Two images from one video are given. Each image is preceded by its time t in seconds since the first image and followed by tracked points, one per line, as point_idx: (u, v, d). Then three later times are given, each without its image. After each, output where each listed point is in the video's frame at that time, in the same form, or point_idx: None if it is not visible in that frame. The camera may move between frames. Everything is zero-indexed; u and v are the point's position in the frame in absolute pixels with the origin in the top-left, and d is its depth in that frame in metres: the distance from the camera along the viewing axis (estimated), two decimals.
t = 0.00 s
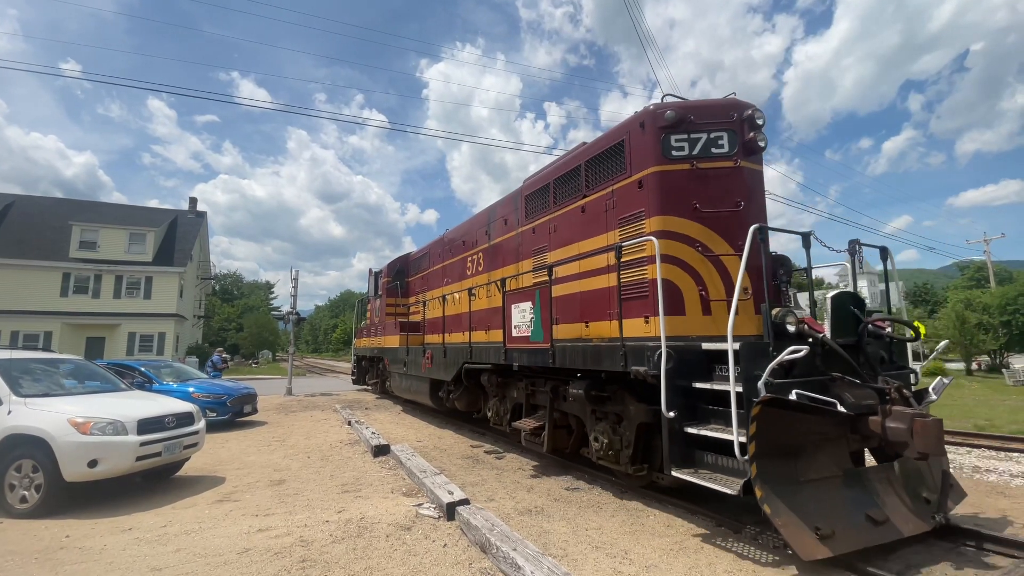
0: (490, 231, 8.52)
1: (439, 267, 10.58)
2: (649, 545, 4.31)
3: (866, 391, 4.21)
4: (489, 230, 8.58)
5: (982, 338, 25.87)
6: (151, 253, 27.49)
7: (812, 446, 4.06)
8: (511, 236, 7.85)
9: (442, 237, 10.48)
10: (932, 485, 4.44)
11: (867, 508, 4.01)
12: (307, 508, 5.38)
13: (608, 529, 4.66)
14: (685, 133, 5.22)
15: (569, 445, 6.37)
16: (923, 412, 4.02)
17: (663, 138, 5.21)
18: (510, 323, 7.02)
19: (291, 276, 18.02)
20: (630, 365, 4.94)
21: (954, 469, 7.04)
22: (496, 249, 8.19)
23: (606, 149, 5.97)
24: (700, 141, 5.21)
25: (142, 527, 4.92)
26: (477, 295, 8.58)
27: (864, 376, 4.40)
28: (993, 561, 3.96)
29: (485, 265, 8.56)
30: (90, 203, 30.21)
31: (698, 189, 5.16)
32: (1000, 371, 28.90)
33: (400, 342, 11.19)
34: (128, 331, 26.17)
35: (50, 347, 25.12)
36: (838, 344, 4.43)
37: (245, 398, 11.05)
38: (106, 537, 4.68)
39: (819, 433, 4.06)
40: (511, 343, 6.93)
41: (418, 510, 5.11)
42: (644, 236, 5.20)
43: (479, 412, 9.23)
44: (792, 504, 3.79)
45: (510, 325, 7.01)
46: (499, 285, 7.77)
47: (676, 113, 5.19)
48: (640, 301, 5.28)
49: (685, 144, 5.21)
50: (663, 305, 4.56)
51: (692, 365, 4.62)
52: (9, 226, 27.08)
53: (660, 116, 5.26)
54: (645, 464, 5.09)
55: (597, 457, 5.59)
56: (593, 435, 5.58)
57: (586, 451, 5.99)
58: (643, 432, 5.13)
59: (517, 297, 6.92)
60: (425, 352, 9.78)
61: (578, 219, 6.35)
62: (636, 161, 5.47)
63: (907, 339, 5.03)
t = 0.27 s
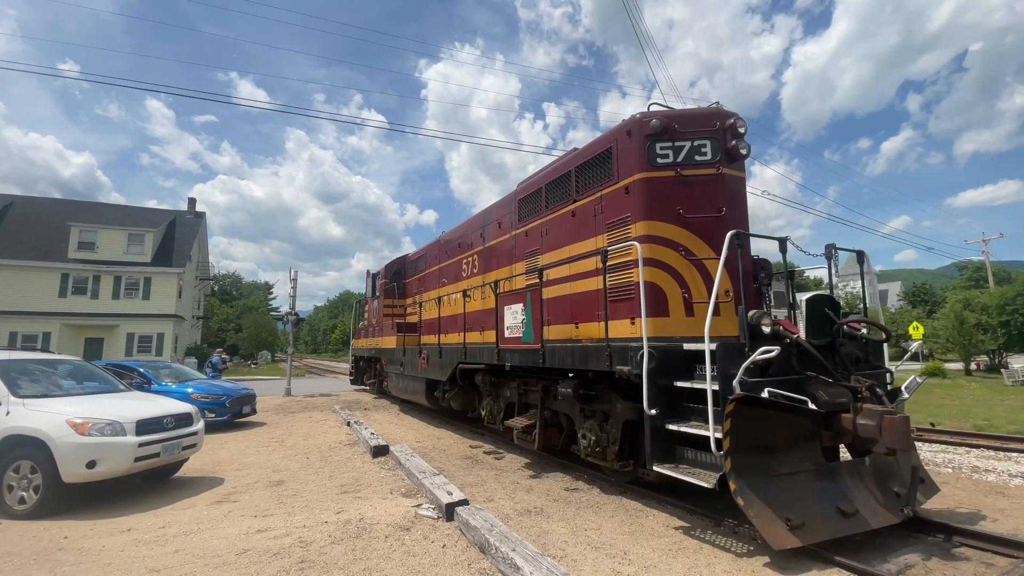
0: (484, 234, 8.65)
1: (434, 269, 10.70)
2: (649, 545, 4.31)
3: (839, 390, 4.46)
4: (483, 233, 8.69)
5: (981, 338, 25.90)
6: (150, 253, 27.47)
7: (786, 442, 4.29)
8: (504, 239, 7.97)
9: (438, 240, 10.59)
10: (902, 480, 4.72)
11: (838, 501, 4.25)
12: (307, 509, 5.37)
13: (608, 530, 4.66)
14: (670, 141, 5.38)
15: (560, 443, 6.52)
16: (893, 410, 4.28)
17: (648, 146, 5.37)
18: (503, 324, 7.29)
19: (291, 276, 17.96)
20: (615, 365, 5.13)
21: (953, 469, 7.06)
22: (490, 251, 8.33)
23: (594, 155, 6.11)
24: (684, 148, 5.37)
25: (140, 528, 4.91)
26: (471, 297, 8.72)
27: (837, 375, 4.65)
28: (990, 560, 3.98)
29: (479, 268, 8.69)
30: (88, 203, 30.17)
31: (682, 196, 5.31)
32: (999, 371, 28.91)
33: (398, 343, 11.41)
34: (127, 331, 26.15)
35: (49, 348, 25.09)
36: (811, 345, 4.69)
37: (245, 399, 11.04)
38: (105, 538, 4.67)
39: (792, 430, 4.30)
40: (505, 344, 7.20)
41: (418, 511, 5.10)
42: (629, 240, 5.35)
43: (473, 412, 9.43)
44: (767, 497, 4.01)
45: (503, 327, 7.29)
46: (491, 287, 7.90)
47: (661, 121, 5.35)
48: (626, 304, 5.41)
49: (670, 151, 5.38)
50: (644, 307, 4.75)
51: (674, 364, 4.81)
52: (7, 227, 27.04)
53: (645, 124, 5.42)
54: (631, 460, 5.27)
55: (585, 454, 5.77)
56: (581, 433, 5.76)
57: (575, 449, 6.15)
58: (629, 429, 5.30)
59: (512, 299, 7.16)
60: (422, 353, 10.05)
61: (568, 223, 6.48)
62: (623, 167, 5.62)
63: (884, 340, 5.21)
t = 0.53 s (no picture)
0: (478, 237, 8.81)
1: (430, 272, 10.82)
2: (649, 546, 4.31)
3: (815, 389, 4.63)
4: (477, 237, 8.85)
5: (980, 339, 25.93)
6: (149, 254, 27.44)
7: (761, 438, 4.43)
8: (497, 242, 8.15)
9: (432, 242, 10.73)
10: (876, 474, 4.83)
11: (809, 494, 4.42)
12: (306, 510, 5.36)
13: (607, 530, 4.66)
14: (656, 149, 5.60)
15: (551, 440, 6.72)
16: (866, 408, 4.45)
17: (635, 154, 5.57)
18: (496, 325, 7.45)
19: (290, 276, 17.87)
20: (600, 364, 5.35)
21: (952, 469, 7.06)
22: (484, 255, 8.50)
23: (583, 162, 6.31)
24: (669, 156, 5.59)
25: (139, 529, 4.90)
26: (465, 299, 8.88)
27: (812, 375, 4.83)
28: (989, 560, 3.98)
29: (473, 270, 8.85)
30: (87, 204, 30.14)
31: (667, 202, 5.54)
32: (998, 371, 28.94)
33: (395, 343, 11.56)
34: (126, 332, 26.15)
35: (47, 349, 25.06)
36: (787, 346, 4.87)
37: (244, 399, 11.03)
38: (104, 539, 4.66)
39: (767, 426, 4.46)
40: (496, 344, 7.38)
41: (417, 511, 5.10)
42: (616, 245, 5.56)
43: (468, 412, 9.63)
44: (740, 490, 4.19)
45: (496, 328, 7.43)
46: (484, 290, 8.08)
47: (646, 130, 5.56)
48: (613, 306, 5.61)
49: (655, 159, 5.59)
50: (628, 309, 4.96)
51: (655, 364, 5.05)
52: (6, 227, 27.01)
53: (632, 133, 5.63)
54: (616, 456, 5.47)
55: (574, 451, 5.97)
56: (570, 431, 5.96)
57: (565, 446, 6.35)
58: (615, 427, 5.51)
59: (504, 301, 7.30)
60: (418, 354, 10.26)
61: (558, 227, 6.66)
62: (610, 174, 5.82)
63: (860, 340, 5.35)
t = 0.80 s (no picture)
0: (472, 241, 8.97)
1: (425, 274, 10.92)
2: (648, 547, 4.31)
3: (790, 387, 4.80)
4: (471, 241, 9.00)
5: (979, 339, 25.98)
6: (148, 255, 27.42)
7: (736, 435, 4.60)
8: (490, 246, 8.31)
9: (427, 246, 10.85)
10: (848, 471, 4.99)
11: (783, 489, 4.57)
12: (305, 511, 5.36)
13: (606, 531, 4.67)
14: (641, 157, 5.80)
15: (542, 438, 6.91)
16: (841, 406, 4.60)
17: (622, 162, 5.77)
18: (489, 327, 7.63)
19: (290, 276, 17.77)
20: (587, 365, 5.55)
21: (950, 470, 7.08)
22: (478, 258, 8.65)
23: (572, 169, 6.50)
24: (654, 164, 5.79)
25: (138, 531, 4.90)
26: (459, 301, 9.03)
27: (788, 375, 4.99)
28: (987, 561, 3.98)
29: (467, 273, 9.00)
30: (86, 205, 30.12)
31: (651, 208, 5.73)
32: (997, 372, 29.00)
33: (392, 345, 11.63)
34: (125, 333, 26.13)
35: (46, 350, 25.04)
36: (764, 348, 4.98)
37: (243, 401, 11.02)
38: (103, 540, 4.66)
39: (743, 424, 4.62)
40: (490, 344, 7.60)
41: (417, 513, 5.10)
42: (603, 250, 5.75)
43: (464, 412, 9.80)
44: (716, 484, 4.33)
45: (489, 329, 7.61)
46: (478, 293, 8.25)
47: (632, 139, 5.76)
48: (599, 309, 5.78)
49: (641, 167, 5.78)
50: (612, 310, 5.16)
51: (639, 364, 5.23)
52: (5, 228, 26.97)
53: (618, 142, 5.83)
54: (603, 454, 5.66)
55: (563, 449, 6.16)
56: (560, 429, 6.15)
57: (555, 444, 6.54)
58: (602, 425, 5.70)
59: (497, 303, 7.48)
60: (414, 354, 10.39)
61: (549, 232, 6.83)
62: (597, 181, 6.01)
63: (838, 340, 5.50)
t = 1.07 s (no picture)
0: (465, 245, 9.14)
1: (421, 277, 11.00)
2: (648, 548, 4.32)
3: (768, 388, 5.01)
4: (465, 244, 9.16)
5: (978, 340, 26.01)
6: (148, 256, 27.40)
7: (714, 433, 4.79)
8: (482, 251, 8.49)
9: (423, 249, 10.96)
10: (824, 466, 5.17)
11: (760, 484, 4.74)
12: (304, 513, 5.35)
13: (606, 533, 4.67)
14: (628, 165, 6.02)
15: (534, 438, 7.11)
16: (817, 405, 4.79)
17: (608, 169, 6.00)
18: (482, 329, 7.79)
19: (290, 277, 17.73)
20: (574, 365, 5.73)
21: (949, 471, 7.08)
22: (472, 261, 8.81)
23: (561, 176, 6.72)
24: (640, 172, 6.01)
25: (137, 533, 4.89)
26: (453, 303, 9.18)
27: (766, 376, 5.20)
28: (987, 562, 3.98)
29: (462, 276, 9.15)
30: (86, 206, 30.11)
31: (637, 214, 5.95)
32: (997, 372, 29.02)
33: (390, 346, 11.63)
34: (124, 334, 26.12)
35: (45, 351, 25.01)
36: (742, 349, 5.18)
37: (242, 402, 11.02)
38: (102, 542, 4.65)
39: (721, 422, 4.82)
40: (482, 346, 7.74)
41: (417, 514, 5.10)
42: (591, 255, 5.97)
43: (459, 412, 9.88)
44: (693, 479, 4.52)
45: (482, 331, 7.77)
46: (472, 295, 8.43)
47: (619, 148, 5.99)
48: (588, 311, 5.99)
49: (627, 174, 6.01)
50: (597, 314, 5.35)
51: (625, 365, 5.42)
52: (4, 230, 26.95)
53: (606, 151, 6.06)
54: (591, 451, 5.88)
55: (553, 447, 6.37)
56: (551, 428, 6.36)
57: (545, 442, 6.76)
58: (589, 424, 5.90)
59: (490, 305, 7.66)
60: (410, 356, 10.45)
61: (541, 236, 7.04)
62: (586, 188, 6.23)
63: (815, 343, 5.73)
